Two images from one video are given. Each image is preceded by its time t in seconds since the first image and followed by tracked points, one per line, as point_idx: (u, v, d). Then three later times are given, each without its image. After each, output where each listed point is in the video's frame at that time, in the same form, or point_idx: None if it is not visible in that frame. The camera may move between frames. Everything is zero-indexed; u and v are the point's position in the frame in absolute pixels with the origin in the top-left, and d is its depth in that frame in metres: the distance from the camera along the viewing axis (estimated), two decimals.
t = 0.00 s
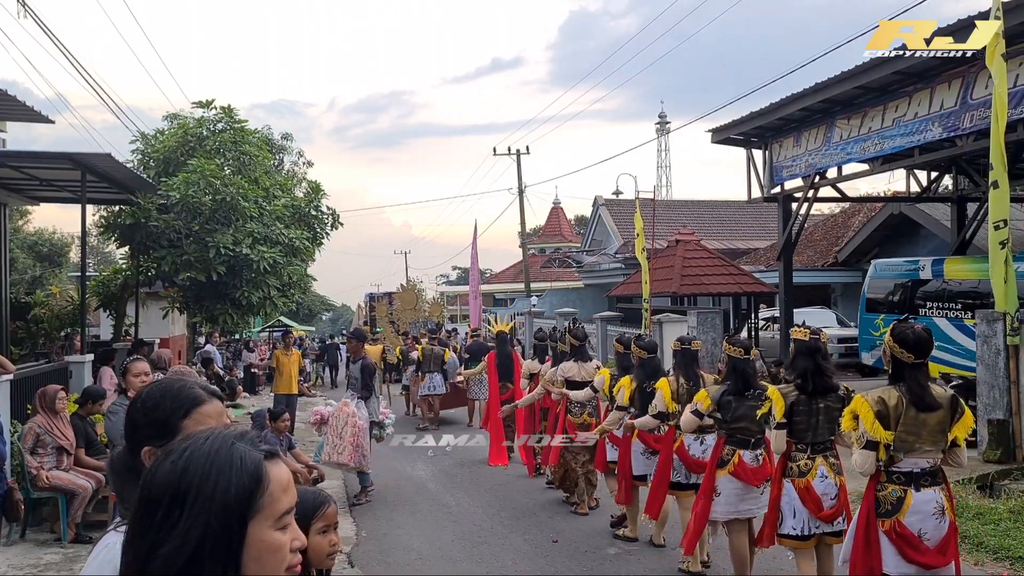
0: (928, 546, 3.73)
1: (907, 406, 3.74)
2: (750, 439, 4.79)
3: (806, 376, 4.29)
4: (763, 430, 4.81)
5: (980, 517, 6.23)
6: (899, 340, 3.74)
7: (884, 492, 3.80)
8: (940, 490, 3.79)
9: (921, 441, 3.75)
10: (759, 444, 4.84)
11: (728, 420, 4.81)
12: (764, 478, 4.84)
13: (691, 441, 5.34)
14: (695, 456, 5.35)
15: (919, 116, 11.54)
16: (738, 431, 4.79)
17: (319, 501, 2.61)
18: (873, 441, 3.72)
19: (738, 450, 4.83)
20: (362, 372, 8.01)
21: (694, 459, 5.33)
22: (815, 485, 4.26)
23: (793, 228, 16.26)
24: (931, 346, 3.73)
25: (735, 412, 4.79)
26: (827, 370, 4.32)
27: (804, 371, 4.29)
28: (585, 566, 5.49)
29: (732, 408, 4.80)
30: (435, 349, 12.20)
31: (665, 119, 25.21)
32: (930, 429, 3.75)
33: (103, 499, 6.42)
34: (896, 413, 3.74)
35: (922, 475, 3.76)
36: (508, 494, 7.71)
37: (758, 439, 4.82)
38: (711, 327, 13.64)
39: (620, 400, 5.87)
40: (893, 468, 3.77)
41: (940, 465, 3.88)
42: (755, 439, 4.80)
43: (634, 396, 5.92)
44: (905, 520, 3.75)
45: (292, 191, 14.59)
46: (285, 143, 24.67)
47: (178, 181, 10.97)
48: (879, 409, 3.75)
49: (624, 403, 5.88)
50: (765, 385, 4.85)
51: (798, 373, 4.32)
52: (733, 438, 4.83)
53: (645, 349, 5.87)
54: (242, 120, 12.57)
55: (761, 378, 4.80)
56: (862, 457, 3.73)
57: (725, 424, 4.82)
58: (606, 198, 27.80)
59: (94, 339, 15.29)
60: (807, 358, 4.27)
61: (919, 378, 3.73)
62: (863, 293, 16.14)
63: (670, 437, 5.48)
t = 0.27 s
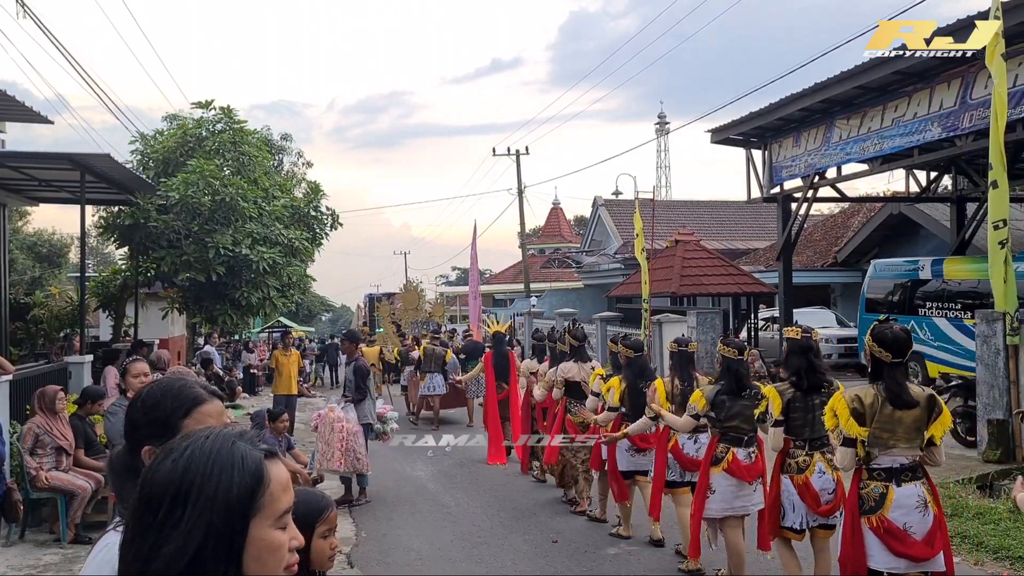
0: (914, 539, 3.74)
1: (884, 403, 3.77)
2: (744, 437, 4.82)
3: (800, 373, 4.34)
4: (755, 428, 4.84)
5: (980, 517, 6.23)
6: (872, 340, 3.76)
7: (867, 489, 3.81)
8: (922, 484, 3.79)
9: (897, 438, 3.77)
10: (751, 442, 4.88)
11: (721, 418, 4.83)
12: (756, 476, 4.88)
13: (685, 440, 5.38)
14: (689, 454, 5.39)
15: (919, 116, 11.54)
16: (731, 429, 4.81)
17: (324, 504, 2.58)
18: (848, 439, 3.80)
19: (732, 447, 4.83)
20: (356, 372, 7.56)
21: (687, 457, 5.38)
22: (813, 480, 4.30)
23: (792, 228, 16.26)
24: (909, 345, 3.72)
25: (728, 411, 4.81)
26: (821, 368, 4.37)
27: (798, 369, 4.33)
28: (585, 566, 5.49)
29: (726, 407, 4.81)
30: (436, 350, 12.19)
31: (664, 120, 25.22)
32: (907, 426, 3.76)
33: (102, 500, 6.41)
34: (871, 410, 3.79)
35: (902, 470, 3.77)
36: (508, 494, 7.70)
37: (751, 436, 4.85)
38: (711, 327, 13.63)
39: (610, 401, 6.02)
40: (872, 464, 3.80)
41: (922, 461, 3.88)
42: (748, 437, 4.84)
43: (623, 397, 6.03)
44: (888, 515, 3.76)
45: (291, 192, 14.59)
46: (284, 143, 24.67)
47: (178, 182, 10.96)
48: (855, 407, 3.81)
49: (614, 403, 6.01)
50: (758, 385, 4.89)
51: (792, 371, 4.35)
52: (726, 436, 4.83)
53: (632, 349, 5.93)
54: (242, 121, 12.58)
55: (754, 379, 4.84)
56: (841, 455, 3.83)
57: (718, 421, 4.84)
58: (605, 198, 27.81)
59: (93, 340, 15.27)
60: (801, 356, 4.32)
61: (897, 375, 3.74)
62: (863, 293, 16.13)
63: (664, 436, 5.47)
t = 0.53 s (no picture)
0: (873, 534, 3.72)
1: (858, 404, 3.76)
2: (737, 434, 4.86)
3: (788, 373, 4.35)
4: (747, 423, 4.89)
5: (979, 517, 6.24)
6: (846, 342, 3.78)
7: (834, 482, 3.79)
8: (889, 483, 3.78)
9: (869, 439, 3.77)
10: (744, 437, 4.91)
11: (713, 416, 4.87)
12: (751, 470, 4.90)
13: (681, 436, 5.42)
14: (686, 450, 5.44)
15: (917, 116, 11.55)
16: (724, 427, 4.85)
17: (327, 506, 2.55)
18: (822, 439, 3.74)
19: (725, 445, 4.88)
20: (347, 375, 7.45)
21: (685, 453, 5.42)
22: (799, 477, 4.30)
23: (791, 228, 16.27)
24: (879, 344, 3.77)
25: (718, 409, 4.85)
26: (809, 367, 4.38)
27: (785, 368, 4.34)
28: (584, 566, 5.49)
29: (716, 405, 4.86)
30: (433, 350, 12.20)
31: (663, 120, 25.23)
32: (877, 426, 3.76)
33: (100, 500, 6.40)
34: (847, 411, 3.75)
35: (871, 467, 3.75)
36: (506, 494, 7.70)
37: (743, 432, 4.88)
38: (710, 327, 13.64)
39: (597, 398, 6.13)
40: (842, 461, 3.77)
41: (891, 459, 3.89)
42: (740, 433, 4.87)
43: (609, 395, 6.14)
44: (852, 509, 3.73)
45: (289, 192, 14.58)
46: (282, 143, 24.64)
47: (176, 182, 10.93)
48: (831, 409, 3.76)
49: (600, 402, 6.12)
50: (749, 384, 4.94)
51: (780, 370, 4.38)
52: (720, 433, 4.87)
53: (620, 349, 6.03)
54: (240, 121, 12.58)
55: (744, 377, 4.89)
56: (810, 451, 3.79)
57: (710, 419, 4.87)
58: (604, 199, 27.82)
59: (91, 341, 15.25)
60: (787, 356, 4.34)
61: (870, 376, 3.76)
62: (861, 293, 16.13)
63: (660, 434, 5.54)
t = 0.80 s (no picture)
0: (858, 527, 3.80)
1: (841, 398, 3.80)
2: (726, 431, 4.91)
3: (769, 372, 4.43)
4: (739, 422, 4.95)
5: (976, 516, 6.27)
6: (823, 337, 3.82)
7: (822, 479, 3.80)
8: (871, 476, 3.86)
9: (852, 431, 3.79)
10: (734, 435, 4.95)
11: (707, 414, 4.93)
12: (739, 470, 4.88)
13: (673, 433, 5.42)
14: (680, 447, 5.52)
15: (915, 116, 11.56)
16: (714, 424, 4.92)
17: (324, 505, 2.44)
18: (814, 433, 3.74)
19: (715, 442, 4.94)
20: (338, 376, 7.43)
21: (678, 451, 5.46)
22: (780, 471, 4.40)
23: (789, 229, 16.28)
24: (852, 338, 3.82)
25: (710, 407, 4.92)
26: (788, 367, 4.47)
27: (766, 367, 4.42)
28: (581, 566, 5.50)
29: (708, 403, 4.93)
30: (430, 350, 12.22)
31: (661, 121, 25.26)
32: (860, 419, 3.80)
33: (98, 501, 6.39)
34: (830, 404, 3.78)
35: (857, 462, 3.80)
36: (505, 495, 7.71)
37: (733, 431, 4.92)
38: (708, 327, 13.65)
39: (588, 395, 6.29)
40: (830, 456, 3.79)
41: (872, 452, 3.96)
42: (730, 431, 4.92)
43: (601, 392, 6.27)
44: (840, 504, 3.78)
45: (287, 192, 14.58)
46: (280, 143, 24.61)
47: (174, 183, 10.90)
48: (815, 403, 3.78)
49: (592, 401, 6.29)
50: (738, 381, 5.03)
51: (762, 370, 4.44)
52: (710, 431, 4.93)
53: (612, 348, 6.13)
54: (238, 121, 12.58)
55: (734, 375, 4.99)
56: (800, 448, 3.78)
57: (704, 417, 4.93)
58: (602, 199, 27.84)
59: (89, 342, 15.26)
60: (769, 355, 4.42)
61: (849, 369, 3.79)
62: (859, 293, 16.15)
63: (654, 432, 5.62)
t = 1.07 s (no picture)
0: (846, 521, 3.85)
1: (827, 396, 3.87)
2: (707, 429, 5.02)
3: (752, 368, 4.54)
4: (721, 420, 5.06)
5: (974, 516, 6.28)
6: (807, 337, 3.88)
7: (810, 474, 3.86)
8: (857, 472, 3.91)
9: (840, 429, 3.86)
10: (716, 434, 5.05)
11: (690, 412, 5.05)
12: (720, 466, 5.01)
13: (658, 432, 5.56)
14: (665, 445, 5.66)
15: (913, 117, 11.57)
16: (696, 423, 5.02)
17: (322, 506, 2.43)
18: (798, 431, 3.81)
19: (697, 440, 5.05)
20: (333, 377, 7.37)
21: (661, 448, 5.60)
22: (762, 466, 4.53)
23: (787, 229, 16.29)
24: (833, 337, 3.95)
25: (694, 407, 5.00)
26: (772, 363, 4.58)
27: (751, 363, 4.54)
28: (579, 566, 5.50)
29: (692, 403, 5.01)
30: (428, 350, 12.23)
31: (660, 121, 25.28)
32: (847, 416, 3.86)
33: (96, 501, 6.39)
34: (817, 403, 3.84)
35: (843, 458, 3.86)
36: (504, 495, 7.70)
37: (714, 429, 5.04)
38: (706, 328, 13.66)
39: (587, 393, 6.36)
40: (817, 452, 3.85)
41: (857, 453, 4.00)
42: (711, 429, 5.04)
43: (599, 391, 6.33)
44: (828, 498, 3.83)
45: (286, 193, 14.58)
46: (279, 144, 24.61)
47: (171, 183, 10.87)
48: (803, 402, 3.84)
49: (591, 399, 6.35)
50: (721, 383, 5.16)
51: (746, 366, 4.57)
52: (692, 429, 5.05)
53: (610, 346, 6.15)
54: (236, 121, 12.58)
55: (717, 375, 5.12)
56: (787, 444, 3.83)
57: (686, 415, 5.05)
58: (600, 200, 27.86)
59: (88, 342, 15.26)
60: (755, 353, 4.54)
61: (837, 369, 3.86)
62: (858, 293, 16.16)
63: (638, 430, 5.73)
